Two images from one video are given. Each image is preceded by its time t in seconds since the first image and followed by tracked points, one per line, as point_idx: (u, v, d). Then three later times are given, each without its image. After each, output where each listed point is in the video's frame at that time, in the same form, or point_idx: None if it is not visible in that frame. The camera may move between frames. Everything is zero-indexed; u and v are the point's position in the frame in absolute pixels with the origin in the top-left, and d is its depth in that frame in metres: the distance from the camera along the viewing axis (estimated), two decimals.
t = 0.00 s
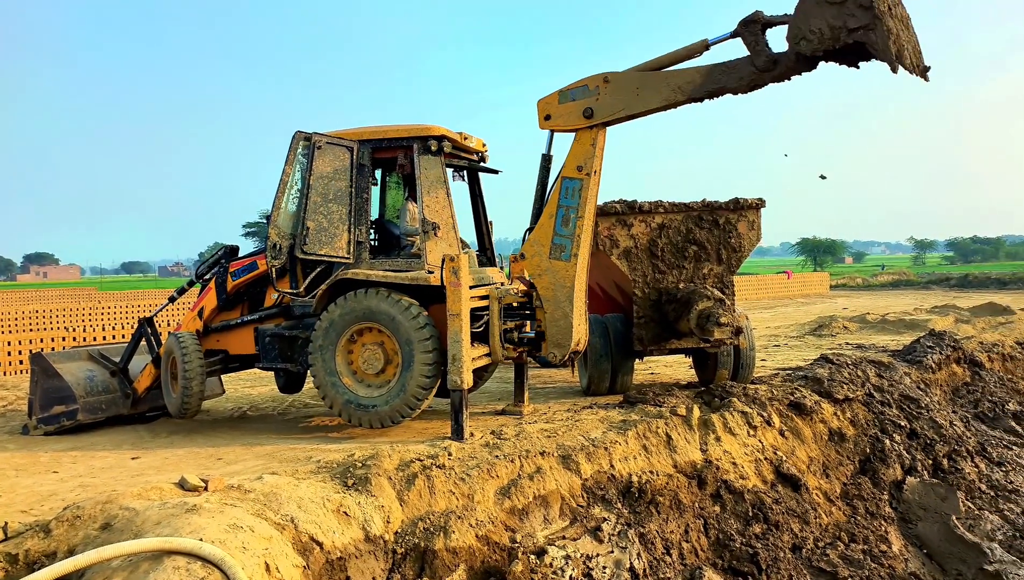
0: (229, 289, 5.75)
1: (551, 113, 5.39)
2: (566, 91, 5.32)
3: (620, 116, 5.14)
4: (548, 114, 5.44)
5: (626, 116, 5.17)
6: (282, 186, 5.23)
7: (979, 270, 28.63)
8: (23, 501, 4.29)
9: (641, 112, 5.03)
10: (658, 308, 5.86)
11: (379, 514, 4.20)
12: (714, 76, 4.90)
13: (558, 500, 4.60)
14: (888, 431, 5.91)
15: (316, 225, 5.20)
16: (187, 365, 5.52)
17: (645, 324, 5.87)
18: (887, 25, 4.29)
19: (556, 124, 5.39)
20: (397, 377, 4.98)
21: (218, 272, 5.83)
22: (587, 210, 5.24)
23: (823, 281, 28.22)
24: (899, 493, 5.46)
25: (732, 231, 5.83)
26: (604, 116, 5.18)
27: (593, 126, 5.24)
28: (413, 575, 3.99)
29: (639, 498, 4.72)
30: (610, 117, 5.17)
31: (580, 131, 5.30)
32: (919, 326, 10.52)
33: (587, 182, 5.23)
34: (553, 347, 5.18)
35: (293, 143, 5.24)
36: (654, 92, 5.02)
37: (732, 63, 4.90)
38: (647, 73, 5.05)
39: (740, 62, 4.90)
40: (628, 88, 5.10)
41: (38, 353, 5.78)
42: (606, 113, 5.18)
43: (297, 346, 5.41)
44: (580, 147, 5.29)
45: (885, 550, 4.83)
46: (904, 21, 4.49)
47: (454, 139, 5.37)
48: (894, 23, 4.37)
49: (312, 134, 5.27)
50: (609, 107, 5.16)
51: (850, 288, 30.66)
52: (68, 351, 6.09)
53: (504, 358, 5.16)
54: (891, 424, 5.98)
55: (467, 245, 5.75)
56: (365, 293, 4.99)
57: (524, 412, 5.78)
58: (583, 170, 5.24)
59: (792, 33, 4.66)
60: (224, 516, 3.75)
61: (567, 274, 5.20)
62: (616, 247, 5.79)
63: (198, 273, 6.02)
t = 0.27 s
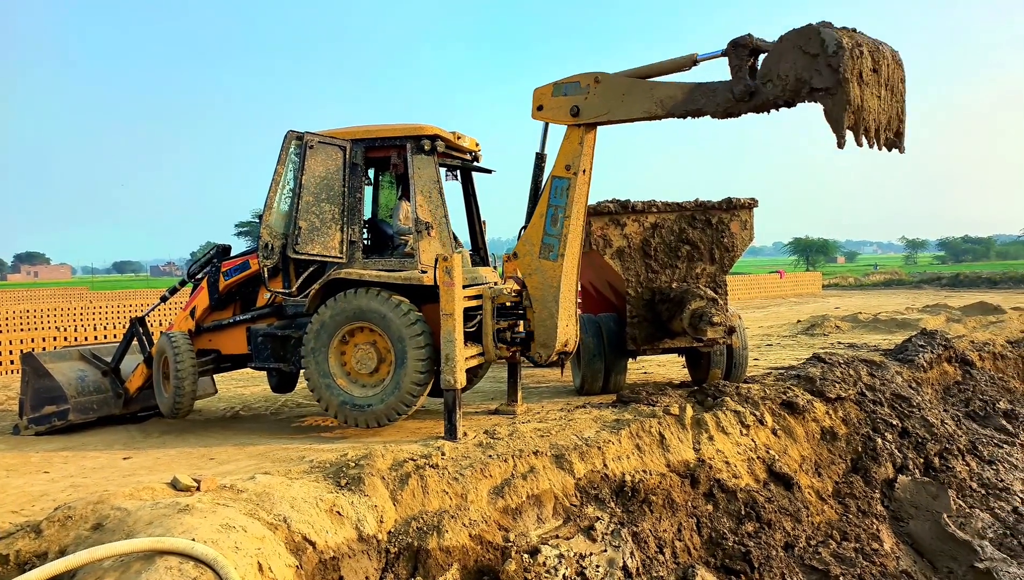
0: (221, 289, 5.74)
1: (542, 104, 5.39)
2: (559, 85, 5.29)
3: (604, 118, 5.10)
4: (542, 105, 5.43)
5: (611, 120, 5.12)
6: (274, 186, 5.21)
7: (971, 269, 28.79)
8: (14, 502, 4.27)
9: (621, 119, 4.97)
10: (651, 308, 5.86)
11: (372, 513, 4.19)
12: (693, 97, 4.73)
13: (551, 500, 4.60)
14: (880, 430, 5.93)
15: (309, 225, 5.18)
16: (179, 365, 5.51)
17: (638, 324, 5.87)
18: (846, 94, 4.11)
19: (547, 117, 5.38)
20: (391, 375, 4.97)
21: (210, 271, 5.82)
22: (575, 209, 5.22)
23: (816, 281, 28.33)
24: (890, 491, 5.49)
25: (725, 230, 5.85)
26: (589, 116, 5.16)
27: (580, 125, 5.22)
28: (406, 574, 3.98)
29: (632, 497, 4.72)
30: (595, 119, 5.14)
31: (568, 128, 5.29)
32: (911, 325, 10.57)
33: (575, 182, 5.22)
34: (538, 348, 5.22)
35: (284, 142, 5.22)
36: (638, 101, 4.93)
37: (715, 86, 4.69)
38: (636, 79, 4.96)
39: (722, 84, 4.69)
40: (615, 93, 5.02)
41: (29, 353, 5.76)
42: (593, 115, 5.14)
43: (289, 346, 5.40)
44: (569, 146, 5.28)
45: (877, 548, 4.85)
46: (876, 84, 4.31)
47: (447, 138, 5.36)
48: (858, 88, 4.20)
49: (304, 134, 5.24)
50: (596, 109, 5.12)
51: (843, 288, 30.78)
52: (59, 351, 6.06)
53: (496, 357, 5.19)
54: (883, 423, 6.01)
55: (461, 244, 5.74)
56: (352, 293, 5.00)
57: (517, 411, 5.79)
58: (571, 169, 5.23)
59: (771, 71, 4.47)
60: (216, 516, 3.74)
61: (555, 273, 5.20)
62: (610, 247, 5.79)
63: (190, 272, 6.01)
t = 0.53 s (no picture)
0: (216, 288, 5.73)
1: (547, 94, 5.38)
2: (566, 80, 5.28)
3: (600, 126, 5.12)
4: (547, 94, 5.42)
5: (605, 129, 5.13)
6: (270, 185, 5.22)
7: (966, 269, 28.88)
8: (8, 502, 4.25)
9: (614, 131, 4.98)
10: (647, 308, 5.88)
11: (368, 513, 4.19)
12: (684, 130, 4.72)
13: (547, 499, 4.61)
14: (874, 429, 5.95)
15: (305, 225, 5.19)
16: (175, 365, 5.50)
17: (634, 324, 5.87)
18: (801, 203, 4.06)
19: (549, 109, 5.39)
20: (387, 372, 4.96)
21: (206, 270, 5.81)
22: (572, 211, 5.23)
23: (812, 281, 28.40)
24: (885, 490, 5.51)
25: (720, 230, 5.89)
26: (587, 121, 5.18)
27: (578, 125, 5.24)
28: (401, 574, 3.98)
29: (627, 496, 4.73)
30: (591, 124, 5.16)
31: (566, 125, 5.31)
32: (905, 324, 10.60)
33: (573, 183, 5.23)
34: (530, 347, 5.22)
35: (280, 142, 5.23)
36: (634, 119, 4.94)
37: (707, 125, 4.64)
38: (638, 95, 4.96)
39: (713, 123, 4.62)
40: (616, 104, 5.03)
41: (23, 353, 5.74)
42: (591, 119, 5.15)
43: (285, 346, 5.41)
44: (570, 146, 5.30)
45: (872, 546, 4.87)
46: (841, 190, 4.22)
47: (443, 138, 5.37)
48: (819, 196, 4.10)
49: (300, 133, 5.25)
50: (595, 115, 5.14)
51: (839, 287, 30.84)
52: (54, 351, 6.04)
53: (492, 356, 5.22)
54: (878, 422, 6.03)
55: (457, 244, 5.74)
56: (344, 294, 5.01)
57: (513, 410, 5.79)
58: (570, 170, 5.24)
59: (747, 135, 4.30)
60: (212, 516, 3.73)
61: (550, 274, 5.21)
62: (605, 246, 5.80)
63: (185, 272, 6.00)
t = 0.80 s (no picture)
0: (212, 288, 5.72)
1: (550, 84, 5.39)
2: (568, 77, 5.27)
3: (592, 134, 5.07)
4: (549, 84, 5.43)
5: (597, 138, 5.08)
6: (265, 185, 5.20)
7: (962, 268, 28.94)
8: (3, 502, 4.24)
9: (602, 143, 4.93)
10: (643, 307, 5.89)
11: (364, 513, 4.19)
12: (661, 162, 4.66)
13: (544, 498, 4.61)
14: (871, 428, 5.96)
15: (301, 224, 5.18)
16: (171, 365, 5.50)
17: (631, 323, 5.88)
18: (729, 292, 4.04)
19: (549, 100, 5.40)
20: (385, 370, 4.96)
21: (202, 270, 5.80)
22: (567, 211, 5.21)
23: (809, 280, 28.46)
24: (882, 489, 5.52)
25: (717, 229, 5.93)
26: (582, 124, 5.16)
27: (573, 125, 5.24)
28: (398, 573, 3.99)
29: (624, 495, 4.73)
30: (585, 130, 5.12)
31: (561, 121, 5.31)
32: (901, 323, 10.62)
33: (569, 183, 5.22)
34: (526, 347, 5.23)
35: (276, 141, 5.22)
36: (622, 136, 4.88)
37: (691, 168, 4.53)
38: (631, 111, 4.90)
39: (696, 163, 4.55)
40: (609, 116, 4.98)
41: (19, 353, 5.73)
42: (585, 124, 5.12)
43: (281, 346, 5.39)
44: (566, 146, 5.29)
45: (868, 545, 4.88)
46: (774, 289, 4.20)
47: (439, 137, 5.37)
48: (751, 289, 4.08)
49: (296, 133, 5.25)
50: (589, 121, 5.09)
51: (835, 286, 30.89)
52: (49, 351, 6.03)
53: (488, 356, 5.23)
54: (874, 421, 6.04)
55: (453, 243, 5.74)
56: (336, 295, 5.01)
57: (509, 410, 5.79)
58: (566, 170, 5.24)
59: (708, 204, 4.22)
60: (208, 516, 3.73)
61: (546, 274, 5.20)
62: (602, 245, 5.96)
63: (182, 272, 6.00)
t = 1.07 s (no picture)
0: (210, 288, 5.73)
1: (551, 78, 5.40)
2: (571, 77, 5.30)
3: (590, 137, 5.19)
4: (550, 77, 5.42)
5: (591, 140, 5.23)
6: (263, 186, 5.20)
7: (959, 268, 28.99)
8: None
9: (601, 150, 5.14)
10: (641, 306, 5.92)
11: (362, 513, 4.18)
12: (662, 181, 5.07)
13: (542, 498, 4.61)
14: (868, 427, 5.97)
15: (298, 225, 5.19)
16: (168, 365, 5.50)
17: (628, 322, 5.91)
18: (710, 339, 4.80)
19: (550, 94, 5.39)
20: (383, 368, 4.95)
21: (199, 270, 5.80)
22: (567, 211, 5.22)
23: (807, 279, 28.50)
24: (879, 488, 5.52)
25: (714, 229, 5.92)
26: (581, 126, 5.22)
27: (572, 125, 5.27)
28: (396, 573, 3.98)
29: (622, 495, 4.73)
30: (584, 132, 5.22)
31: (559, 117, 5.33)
32: (899, 322, 10.64)
33: (569, 183, 5.23)
34: (524, 347, 5.23)
35: (274, 142, 5.23)
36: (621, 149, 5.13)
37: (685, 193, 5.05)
38: (632, 125, 5.12)
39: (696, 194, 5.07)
40: (610, 124, 5.14)
41: (15, 354, 5.76)
42: (585, 126, 5.21)
43: (279, 346, 5.39)
44: (566, 146, 5.30)
45: (866, 544, 4.89)
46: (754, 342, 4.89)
47: (436, 137, 5.37)
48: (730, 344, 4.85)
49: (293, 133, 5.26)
50: (589, 124, 5.20)
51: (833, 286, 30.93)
52: (46, 351, 6.03)
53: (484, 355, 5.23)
54: (871, 420, 6.06)
55: (450, 243, 5.74)
56: (331, 297, 5.03)
57: (507, 410, 5.80)
58: (566, 171, 5.24)
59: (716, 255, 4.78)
60: (206, 516, 3.73)
61: (546, 274, 5.20)
62: (599, 245, 6.11)
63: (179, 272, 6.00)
